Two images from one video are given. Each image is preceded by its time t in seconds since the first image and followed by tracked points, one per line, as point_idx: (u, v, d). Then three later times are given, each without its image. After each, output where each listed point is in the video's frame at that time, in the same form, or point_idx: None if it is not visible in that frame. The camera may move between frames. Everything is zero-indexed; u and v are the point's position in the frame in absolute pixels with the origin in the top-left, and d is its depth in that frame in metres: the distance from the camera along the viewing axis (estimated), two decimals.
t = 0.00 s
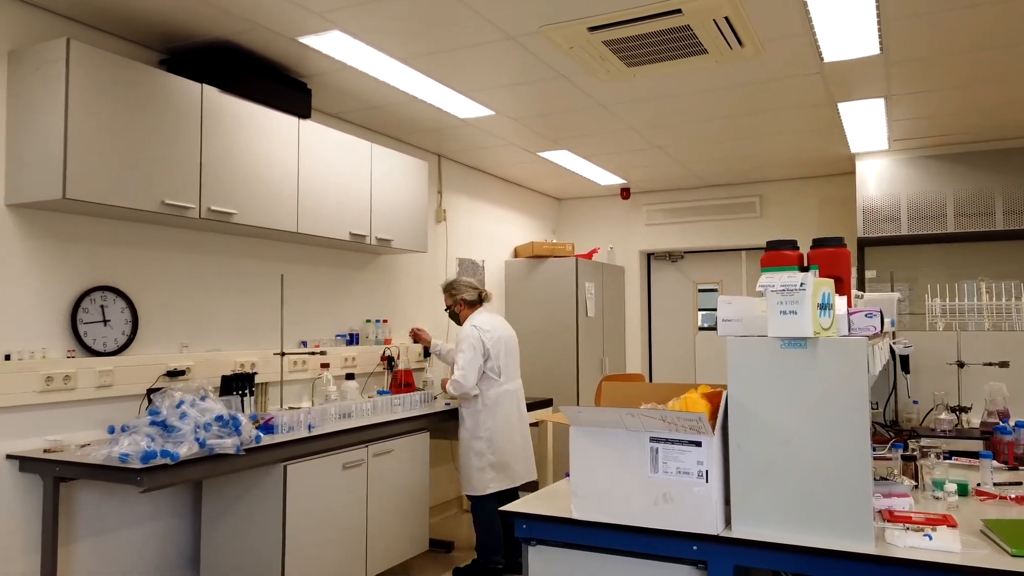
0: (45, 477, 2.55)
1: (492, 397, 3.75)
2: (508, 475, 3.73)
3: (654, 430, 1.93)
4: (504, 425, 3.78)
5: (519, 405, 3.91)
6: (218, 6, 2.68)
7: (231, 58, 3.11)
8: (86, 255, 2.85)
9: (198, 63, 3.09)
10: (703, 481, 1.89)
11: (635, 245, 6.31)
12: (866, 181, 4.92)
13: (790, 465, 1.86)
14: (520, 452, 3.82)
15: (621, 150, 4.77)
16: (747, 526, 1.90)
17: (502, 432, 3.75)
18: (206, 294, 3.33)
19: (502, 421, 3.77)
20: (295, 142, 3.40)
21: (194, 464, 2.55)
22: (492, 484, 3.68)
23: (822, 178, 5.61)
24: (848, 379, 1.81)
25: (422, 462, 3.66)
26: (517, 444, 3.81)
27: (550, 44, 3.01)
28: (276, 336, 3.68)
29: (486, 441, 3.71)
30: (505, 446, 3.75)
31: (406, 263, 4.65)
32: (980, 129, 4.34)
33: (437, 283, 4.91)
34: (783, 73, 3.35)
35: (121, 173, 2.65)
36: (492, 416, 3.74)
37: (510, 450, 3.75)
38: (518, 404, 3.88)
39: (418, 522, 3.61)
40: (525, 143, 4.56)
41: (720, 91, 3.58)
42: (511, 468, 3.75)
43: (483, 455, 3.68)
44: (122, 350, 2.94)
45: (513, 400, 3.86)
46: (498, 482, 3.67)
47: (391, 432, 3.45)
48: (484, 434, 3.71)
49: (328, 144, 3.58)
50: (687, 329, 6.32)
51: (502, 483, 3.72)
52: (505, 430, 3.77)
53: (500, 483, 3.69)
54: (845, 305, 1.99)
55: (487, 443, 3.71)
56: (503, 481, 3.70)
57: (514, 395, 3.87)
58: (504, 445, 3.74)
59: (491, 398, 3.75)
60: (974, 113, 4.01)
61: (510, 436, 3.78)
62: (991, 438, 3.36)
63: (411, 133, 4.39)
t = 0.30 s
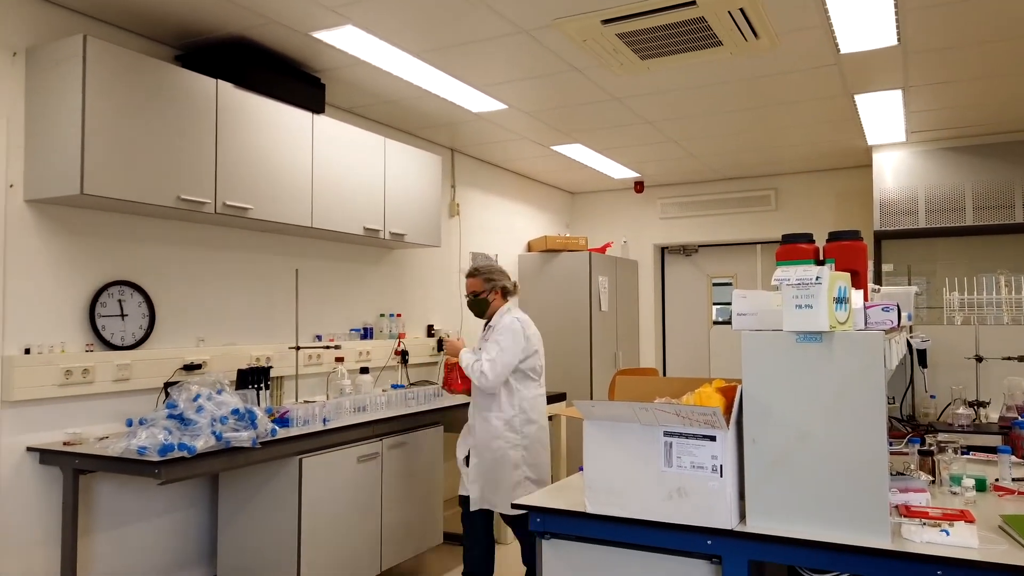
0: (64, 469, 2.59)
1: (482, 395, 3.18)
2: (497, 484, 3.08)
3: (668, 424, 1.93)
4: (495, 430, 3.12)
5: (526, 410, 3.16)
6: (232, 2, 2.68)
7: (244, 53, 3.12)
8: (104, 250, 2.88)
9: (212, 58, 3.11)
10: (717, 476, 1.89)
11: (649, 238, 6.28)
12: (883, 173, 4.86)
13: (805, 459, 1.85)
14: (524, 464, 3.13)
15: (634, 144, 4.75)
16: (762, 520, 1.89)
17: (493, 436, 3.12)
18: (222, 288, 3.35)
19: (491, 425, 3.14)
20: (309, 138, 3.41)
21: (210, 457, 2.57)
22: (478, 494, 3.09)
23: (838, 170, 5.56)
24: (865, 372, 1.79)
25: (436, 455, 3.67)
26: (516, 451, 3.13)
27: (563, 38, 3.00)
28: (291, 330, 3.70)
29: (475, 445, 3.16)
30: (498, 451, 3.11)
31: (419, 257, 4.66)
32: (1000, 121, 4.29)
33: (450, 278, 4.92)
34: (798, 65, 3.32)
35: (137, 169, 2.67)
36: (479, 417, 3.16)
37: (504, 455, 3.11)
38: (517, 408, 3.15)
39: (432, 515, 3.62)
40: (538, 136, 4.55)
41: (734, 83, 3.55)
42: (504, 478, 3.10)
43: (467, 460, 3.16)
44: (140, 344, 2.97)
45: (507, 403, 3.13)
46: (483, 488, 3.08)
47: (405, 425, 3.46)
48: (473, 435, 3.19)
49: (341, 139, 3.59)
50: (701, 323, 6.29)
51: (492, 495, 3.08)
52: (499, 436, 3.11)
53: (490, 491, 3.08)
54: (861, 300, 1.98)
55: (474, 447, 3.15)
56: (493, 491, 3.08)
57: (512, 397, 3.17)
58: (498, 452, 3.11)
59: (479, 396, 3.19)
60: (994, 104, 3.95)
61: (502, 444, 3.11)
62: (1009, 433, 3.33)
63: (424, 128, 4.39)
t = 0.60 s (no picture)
0: (84, 462, 2.62)
1: (503, 391, 3.31)
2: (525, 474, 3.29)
3: (683, 419, 1.92)
4: (518, 423, 3.30)
5: (540, 397, 3.43)
6: None
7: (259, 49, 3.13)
8: (121, 246, 2.91)
9: (228, 54, 3.13)
10: (732, 471, 1.88)
11: (663, 233, 6.26)
12: (901, 165, 4.81)
13: (821, 454, 1.84)
14: (545, 449, 3.39)
15: (649, 137, 4.73)
16: (778, 515, 1.88)
17: (517, 429, 3.29)
18: (238, 283, 3.38)
19: (514, 419, 3.30)
20: (324, 133, 3.42)
21: (228, 450, 2.60)
22: (507, 486, 3.26)
23: (855, 163, 5.51)
24: (883, 366, 1.78)
25: (451, 449, 3.68)
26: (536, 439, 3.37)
27: (578, 31, 2.99)
28: (306, 325, 3.72)
29: (501, 441, 3.26)
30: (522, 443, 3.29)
31: (434, 252, 4.67)
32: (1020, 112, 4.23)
33: (464, 272, 4.93)
34: (815, 57, 3.29)
35: (154, 164, 2.69)
36: (500, 412, 3.30)
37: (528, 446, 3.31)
38: (532, 398, 3.37)
39: (446, 509, 3.64)
40: (552, 130, 4.54)
41: (749, 76, 3.52)
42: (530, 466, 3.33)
43: (494, 456, 3.26)
44: (157, 338, 3.00)
45: (525, 394, 3.35)
46: (516, 480, 3.24)
47: (419, 419, 3.48)
48: (498, 432, 3.27)
49: (355, 134, 3.60)
50: (716, 318, 6.26)
51: (520, 483, 3.29)
52: (522, 427, 3.31)
53: (520, 483, 3.26)
54: (879, 293, 1.96)
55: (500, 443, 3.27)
56: (522, 483, 3.27)
57: (527, 387, 3.38)
58: (523, 443, 3.30)
59: (498, 392, 3.30)
60: (1015, 95, 3.90)
61: (525, 434, 3.33)
62: None
63: (438, 122, 4.40)
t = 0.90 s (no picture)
0: (103, 454, 2.65)
1: (504, 390, 3.22)
2: (529, 475, 3.23)
3: (696, 413, 1.91)
4: (520, 422, 3.23)
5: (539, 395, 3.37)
6: None
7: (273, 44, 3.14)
8: (138, 241, 2.93)
9: (243, 50, 3.14)
10: (746, 466, 1.87)
11: (677, 227, 6.23)
12: (919, 157, 4.75)
13: (836, 450, 1.83)
14: (546, 448, 3.33)
15: (662, 131, 4.70)
16: (792, 510, 1.88)
17: (519, 429, 3.22)
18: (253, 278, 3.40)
19: (515, 418, 3.22)
20: (338, 128, 3.43)
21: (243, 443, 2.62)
22: (514, 488, 3.18)
23: (872, 156, 5.46)
24: (900, 362, 1.76)
25: (464, 443, 3.70)
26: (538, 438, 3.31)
27: (591, 24, 2.97)
28: (321, 319, 3.74)
29: (505, 442, 3.18)
30: (525, 443, 3.23)
31: (447, 246, 4.67)
32: None
33: (477, 266, 4.93)
34: (831, 49, 3.26)
35: (170, 160, 2.71)
36: (502, 412, 3.21)
37: (530, 447, 3.25)
38: (532, 395, 3.31)
39: (459, 502, 3.65)
40: (565, 124, 4.53)
41: (765, 68, 3.49)
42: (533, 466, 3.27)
43: (498, 458, 3.18)
44: (174, 332, 3.03)
45: (526, 393, 3.28)
46: (523, 482, 3.18)
47: (432, 413, 3.49)
48: (501, 433, 3.19)
49: (369, 128, 3.61)
50: (730, 312, 6.23)
51: (525, 485, 3.22)
52: (524, 426, 3.24)
53: (524, 484, 3.19)
54: (896, 287, 1.94)
55: (503, 443, 3.19)
56: (527, 484, 3.21)
57: (527, 386, 3.30)
58: (525, 444, 3.23)
59: (500, 391, 3.22)
60: None
61: (528, 434, 3.25)
62: None
63: (451, 117, 4.39)
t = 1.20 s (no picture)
0: (121, 447, 2.68)
1: (478, 392, 2.98)
2: (505, 484, 2.98)
3: (711, 408, 1.91)
4: (495, 427, 2.98)
5: (518, 396, 3.12)
6: None
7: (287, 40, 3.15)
8: (154, 236, 2.95)
9: (257, 46, 3.15)
10: (761, 461, 1.87)
11: (691, 221, 6.20)
12: (937, 150, 4.71)
13: (853, 445, 1.82)
14: (525, 454, 3.09)
15: (677, 124, 4.68)
16: (806, 506, 1.87)
17: (495, 434, 2.98)
18: (268, 272, 3.42)
19: (490, 422, 2.98)
20: (352, 123, 3.44)
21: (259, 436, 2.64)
22: (488, 498, 2.92)
23: (889, 149, 5.41)
24: (916, 355, 1.75)
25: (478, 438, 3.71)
26: (515, 445, 3.05)
27: (604, 17, 2.96)
28: (336, 314, 3.76)
29: (478, 448, 2.94)
30: (500, 450, 2.98)
31: (461, 241, 4.68)
32: None
33: (490, 261, 4.94)
34: (848, 40, 3.22)
35: (186, 155, 2.73)
36: (475, 416, 2.97)
37: (507, 453, 3.00)
38: (510, 398, 3.06)
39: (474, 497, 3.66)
40: (578, 118, 4.52)
41: (780, 60, 3.46)
42: (509, 475, 3.01)
43: (471, 465, 2.93)
44: (191, 327, 3.06)
45: (501, 395, 3.03)
46: (497, 492, 2.92)
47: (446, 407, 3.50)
48: (473, 437, 2.95)
49: (382, 123, 3.61)
50: (745, 307, 6.20)
51: (501, 495, 2.96)
52: (500, 431, 3.00)
53: (498, 496, 2.93)
54: (913, 282, 1.93)
55: (476, 450, 2.95)
56: (502, 495, 2.96)
57: (504, 387, 3.06)
58: (501, 450, 2.98)
59: (473, 393, 2.97)
60: None
61: (504, 439, 3.01)
62: None
63: (465, 111, 4.39)
